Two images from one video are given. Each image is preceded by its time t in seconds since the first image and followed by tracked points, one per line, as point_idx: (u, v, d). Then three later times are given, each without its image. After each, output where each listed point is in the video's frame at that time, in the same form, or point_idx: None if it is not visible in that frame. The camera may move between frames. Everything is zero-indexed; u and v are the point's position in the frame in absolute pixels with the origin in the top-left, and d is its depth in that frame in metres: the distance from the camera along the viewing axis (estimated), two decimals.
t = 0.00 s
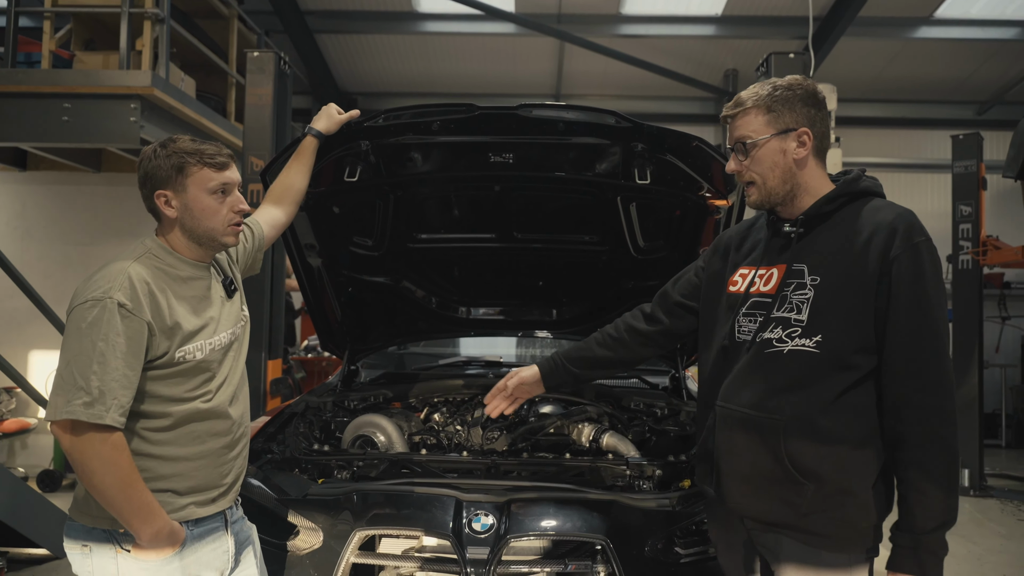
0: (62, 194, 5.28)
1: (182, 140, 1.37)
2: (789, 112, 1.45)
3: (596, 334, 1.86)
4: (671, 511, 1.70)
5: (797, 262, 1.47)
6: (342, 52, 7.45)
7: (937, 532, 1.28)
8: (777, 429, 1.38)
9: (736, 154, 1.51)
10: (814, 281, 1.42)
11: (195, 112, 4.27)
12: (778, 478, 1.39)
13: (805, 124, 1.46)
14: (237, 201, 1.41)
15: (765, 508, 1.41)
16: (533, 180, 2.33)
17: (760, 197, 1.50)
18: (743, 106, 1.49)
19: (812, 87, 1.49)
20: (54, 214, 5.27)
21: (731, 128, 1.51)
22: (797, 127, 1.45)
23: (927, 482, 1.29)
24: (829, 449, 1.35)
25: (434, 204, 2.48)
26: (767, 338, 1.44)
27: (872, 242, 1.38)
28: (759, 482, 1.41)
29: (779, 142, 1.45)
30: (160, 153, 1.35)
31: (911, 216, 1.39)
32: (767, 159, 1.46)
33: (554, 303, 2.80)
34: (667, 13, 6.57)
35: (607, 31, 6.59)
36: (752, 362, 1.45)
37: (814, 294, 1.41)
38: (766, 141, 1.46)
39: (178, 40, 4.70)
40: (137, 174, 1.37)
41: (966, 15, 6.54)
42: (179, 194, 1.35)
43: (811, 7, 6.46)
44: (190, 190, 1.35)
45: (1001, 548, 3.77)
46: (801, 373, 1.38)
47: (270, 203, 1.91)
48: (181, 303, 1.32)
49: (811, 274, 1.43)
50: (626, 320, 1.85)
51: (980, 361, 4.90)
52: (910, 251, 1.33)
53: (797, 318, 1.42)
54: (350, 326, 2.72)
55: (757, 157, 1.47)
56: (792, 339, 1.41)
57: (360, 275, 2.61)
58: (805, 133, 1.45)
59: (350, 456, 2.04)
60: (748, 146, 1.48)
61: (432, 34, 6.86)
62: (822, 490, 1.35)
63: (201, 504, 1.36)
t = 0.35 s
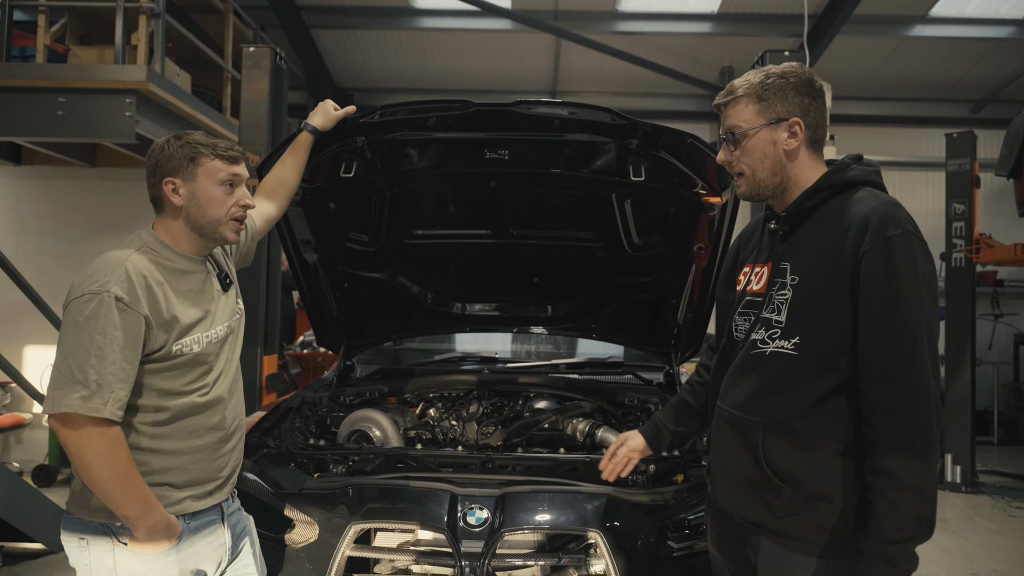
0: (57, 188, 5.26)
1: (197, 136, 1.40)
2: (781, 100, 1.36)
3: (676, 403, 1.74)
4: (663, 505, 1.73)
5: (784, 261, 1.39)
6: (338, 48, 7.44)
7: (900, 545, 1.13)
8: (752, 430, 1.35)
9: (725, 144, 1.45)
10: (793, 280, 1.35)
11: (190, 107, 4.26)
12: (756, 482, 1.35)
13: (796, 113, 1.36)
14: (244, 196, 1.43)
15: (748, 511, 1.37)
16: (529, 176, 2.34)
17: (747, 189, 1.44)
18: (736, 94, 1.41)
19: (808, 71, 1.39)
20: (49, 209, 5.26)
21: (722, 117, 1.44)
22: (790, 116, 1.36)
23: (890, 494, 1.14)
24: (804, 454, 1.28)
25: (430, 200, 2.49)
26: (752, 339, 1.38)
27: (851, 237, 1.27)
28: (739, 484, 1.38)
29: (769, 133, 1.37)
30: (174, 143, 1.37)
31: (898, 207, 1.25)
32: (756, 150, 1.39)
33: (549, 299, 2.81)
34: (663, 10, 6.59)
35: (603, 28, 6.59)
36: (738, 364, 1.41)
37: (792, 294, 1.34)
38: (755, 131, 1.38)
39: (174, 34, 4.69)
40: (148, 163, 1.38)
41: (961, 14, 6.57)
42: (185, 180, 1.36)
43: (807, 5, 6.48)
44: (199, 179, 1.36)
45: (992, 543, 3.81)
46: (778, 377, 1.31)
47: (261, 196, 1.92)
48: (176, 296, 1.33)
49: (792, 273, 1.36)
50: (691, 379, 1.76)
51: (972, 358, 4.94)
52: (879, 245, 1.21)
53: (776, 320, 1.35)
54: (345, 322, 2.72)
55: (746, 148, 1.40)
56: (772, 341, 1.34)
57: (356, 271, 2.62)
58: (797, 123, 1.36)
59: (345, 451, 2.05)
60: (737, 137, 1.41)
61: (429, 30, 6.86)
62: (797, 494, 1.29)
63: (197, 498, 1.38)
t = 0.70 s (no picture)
0: (63, 186, 5.29)
1: (209, 130, 1.42)
2: (784, 94, 1.36)
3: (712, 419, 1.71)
4: (666, 503, 1.71)
5: (766, 258, 1.39)
6: (343, 46, 7.46)
7: (849, 546, 1.16)
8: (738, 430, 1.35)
9: (719, 126, 1.45)
10: (769, 281, 1.35)
11: (197, 105, 4.28)
12: (743, 481, 1.35)
13: (796, 109, 1.36)
14: (248, 195, 1.44)
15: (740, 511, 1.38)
16: (532, 175, 2.35)
17: (730, 173, 1.44)
18: (741, 78, 1.41)
19: (821, 72, 1.38)
20: (56, 207, 5.29)
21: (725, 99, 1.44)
22: (790, 112, 1.36)
23: (847, 493, 1.17)
24: (785, 454, 1.29)
25: (434, 198, 2.50)
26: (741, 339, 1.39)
27: (811, 234, 1.28)
28: (731, 484, 1.39)
29: (766, 124, 1.38)
30: (187, 136, 1.40)
31: (862, 201, 1.24)
32: (747, 138, 1.39)
33: (552, 298, 2.81)
34: (668, 9, 6.59)
35: (608, 26, 6.60)
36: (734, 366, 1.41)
37: (769, 294, 1.34)
38: (752, 118, 1.38)
39: (180, 33, 4.71)
40: (157, 151, 1.40)
41: (967, 12, 6.54)
42: (191, 170, 1.37)
43: (813, 3, 6.46)
44: (205, 171, 1.38)
45: (996, 544, 3.81)
46: (755, 378, 1.33)
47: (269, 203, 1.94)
48: (182, 290, 1.35)
49: (768, 273, 1.36)
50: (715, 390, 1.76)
51: (977, 358, 4.93)
52: (835, 246, 1.21)
53: (758, 319, 1.36)
54: (350, 320, 2.73)
55: (739, 132, 1.40)
56: (755, 342, 1.34)
57: (361, 269, 2.63)
58: (794, 120, 1.36)
59: (350, 448, 2.06)
60: (733, 120, 1.41)
61: (434, 29, 6.88)
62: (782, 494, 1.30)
63: (201, 495, 1.39)
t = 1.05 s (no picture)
0: (72, 184, 5.33)
1: (222, 126, 1.44)
2: (785, 92, 1.36)
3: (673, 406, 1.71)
4: (666, 501, 1.73)
5: (760, 254, 1.39)
6: (350, 45, 7.48)
7: (821, 530, 1.16)
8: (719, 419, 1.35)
9: (722, 124, 1.44)
10: (764, 273, 1.36)
11: (205, 104, 4.31)
12: (721, 472, 1.36)
13: (797, 107, 1.37)
14: (265, 187, 1.46)
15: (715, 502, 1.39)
16: (539, 175, 2.35)
17: (732, 172, 1.43)
18: (741, 78, 1.41)
19: (820, 74, 1.40)
20: (65, 205, 5.33)
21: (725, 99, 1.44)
22: (790, 110, 1.37)
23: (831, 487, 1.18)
24: (769, 446, 1.30)
25: (440, 197, 2.51)
26: (728, 331, 1.40)
27: (816, 232, 1.28)
28: (709, 476, 1.39)
29: (767, 122, 1.38)
30: (200, 132, 1.42)
31: (869, 205, 1.25)
32: (749, 136, 1.39)
33: (558, 296, 2.82)
34: (675, 9, 6.59)
35: (615, 25, 6.60)
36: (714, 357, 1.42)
37: (763, 287, 1.34)
38: (753, 116, 1.39)
39: (188, 32, 4.74)
40: (173, 146, 1.42)
41: (976, 11, 6.51)
42: (209, 166, 1.40)
43: (821, 3, 6.44)
44: (222, 165, 1.40)
45: (1001, 545, 3.80)
46: (743, 368, 1.32)
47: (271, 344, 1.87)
48: (190, 287, 1.36)
49: (763, 265, 1.37)
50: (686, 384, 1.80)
51: (983, 358, 4.92)
52: (842, 243, 1.21)
53: (748, 310, 1.36)
54: (357, 318, 2.74)
55: (740, 130, 1.41)
56: (742, 334, 1.34)
57: (368, 267, 2.65)
58: (795, 117, 1.37)
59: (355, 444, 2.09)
60: (735, 119, 1.41)
61: (441, 28, 6.89)
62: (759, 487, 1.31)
63: (209, 498, 1.39)
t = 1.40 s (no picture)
0: (75, 189, 5.35)
1: (267, 137, 1.45)
2: (727, 109, 1.42)
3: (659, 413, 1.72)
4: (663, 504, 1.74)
5: (740, 257, 1.43)
6: (351, 49, 7.49)
7: (853, 525, 1.16)
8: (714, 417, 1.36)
9: (686, 156, 1.52)
10: (747, 272, 1.38)
11: (208, 108, 4.33)
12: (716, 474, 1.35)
13: (740, 120, 1.42)
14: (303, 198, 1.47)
15: (712, 504, 1.38)
16: (540, 180, 2.36)
17: (701, 194, 1.50)
18: (690, 110, 1.49)
19: (758, 88, 1.45)
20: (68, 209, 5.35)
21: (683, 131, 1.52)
22: (734, 122, 1.42)
23: (839, 478, 1.17)
24: (766, 443, 1.29)
25: (442, 202, 2.52)
26: (712, 333, 1.41)
27: (794, 229, 1.31)
28: (708, 477, 1.39)
29: (717, 140, 1.43)
30: (246, 141, 1.42)
31: (846, 203, 1.28)
32: (706, 157, 1.45)
33: (559, 300, 2.83)
34: (676, 13, 6.60)
35: (616, 30, 6.61)
36: (701, 358, 1.43)
37: (746, 287, 1.37)
38: (702, 139, 1.45)
39: (191, 36, 4.76)
40: (220, 151, 1.42)
41: (977, 15, 6.52)
42: (255, 174, 1.41)
43: (822, 7, 6.45)
44: (269, 175, 1.41)
45: (1004, 549, 3.79)
46: (734, 369, 1.33)
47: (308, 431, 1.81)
48: (235, 286, 1.37)
49: (746, 265, 1.40)
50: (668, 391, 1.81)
51: (986, 362, 4.91)
52: (826, 238, 1.23)
53: (733, 311, 1.38)
54: (358, 323, 2.76)
55: (697, 155, 1.48)
56: (728, 334, 1.36)
57: (368, 271, 2.65)
58: (740, 129, 1.41)
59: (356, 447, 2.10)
60: (692, 147, 1.49)
61: (443, 32, 6.91)
62: (756, 486, 1.30)
63: (243, 507, 1.37)
